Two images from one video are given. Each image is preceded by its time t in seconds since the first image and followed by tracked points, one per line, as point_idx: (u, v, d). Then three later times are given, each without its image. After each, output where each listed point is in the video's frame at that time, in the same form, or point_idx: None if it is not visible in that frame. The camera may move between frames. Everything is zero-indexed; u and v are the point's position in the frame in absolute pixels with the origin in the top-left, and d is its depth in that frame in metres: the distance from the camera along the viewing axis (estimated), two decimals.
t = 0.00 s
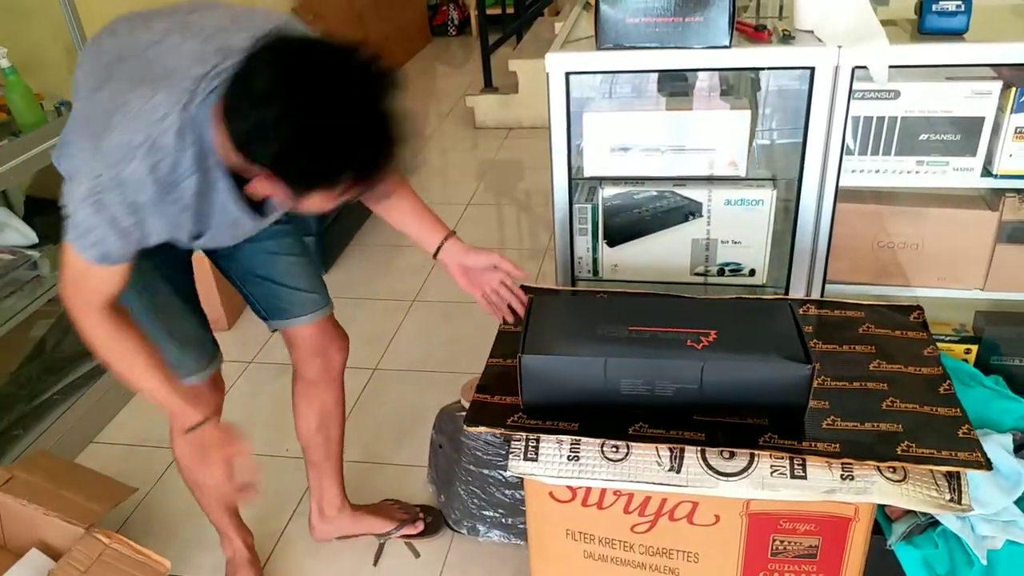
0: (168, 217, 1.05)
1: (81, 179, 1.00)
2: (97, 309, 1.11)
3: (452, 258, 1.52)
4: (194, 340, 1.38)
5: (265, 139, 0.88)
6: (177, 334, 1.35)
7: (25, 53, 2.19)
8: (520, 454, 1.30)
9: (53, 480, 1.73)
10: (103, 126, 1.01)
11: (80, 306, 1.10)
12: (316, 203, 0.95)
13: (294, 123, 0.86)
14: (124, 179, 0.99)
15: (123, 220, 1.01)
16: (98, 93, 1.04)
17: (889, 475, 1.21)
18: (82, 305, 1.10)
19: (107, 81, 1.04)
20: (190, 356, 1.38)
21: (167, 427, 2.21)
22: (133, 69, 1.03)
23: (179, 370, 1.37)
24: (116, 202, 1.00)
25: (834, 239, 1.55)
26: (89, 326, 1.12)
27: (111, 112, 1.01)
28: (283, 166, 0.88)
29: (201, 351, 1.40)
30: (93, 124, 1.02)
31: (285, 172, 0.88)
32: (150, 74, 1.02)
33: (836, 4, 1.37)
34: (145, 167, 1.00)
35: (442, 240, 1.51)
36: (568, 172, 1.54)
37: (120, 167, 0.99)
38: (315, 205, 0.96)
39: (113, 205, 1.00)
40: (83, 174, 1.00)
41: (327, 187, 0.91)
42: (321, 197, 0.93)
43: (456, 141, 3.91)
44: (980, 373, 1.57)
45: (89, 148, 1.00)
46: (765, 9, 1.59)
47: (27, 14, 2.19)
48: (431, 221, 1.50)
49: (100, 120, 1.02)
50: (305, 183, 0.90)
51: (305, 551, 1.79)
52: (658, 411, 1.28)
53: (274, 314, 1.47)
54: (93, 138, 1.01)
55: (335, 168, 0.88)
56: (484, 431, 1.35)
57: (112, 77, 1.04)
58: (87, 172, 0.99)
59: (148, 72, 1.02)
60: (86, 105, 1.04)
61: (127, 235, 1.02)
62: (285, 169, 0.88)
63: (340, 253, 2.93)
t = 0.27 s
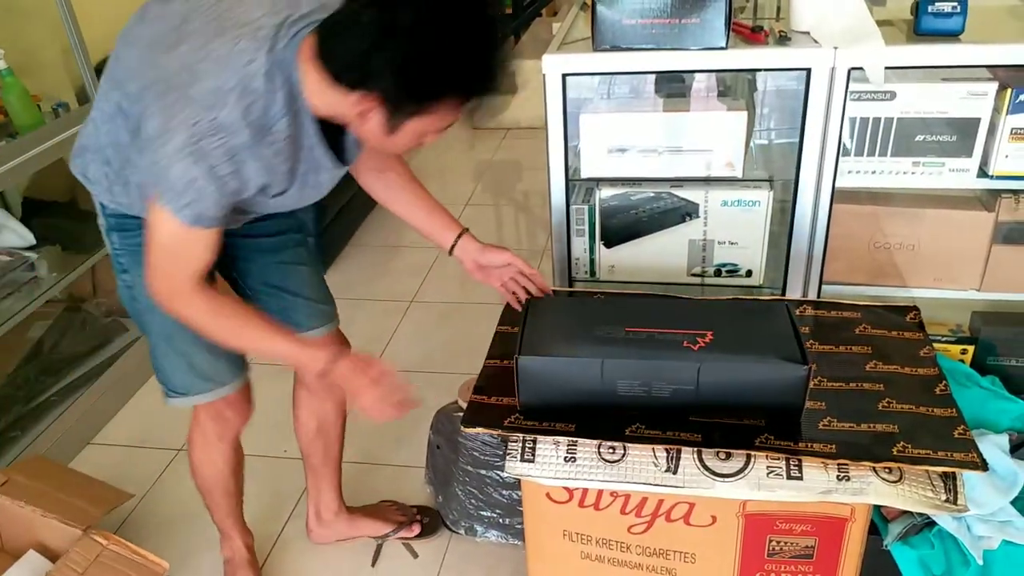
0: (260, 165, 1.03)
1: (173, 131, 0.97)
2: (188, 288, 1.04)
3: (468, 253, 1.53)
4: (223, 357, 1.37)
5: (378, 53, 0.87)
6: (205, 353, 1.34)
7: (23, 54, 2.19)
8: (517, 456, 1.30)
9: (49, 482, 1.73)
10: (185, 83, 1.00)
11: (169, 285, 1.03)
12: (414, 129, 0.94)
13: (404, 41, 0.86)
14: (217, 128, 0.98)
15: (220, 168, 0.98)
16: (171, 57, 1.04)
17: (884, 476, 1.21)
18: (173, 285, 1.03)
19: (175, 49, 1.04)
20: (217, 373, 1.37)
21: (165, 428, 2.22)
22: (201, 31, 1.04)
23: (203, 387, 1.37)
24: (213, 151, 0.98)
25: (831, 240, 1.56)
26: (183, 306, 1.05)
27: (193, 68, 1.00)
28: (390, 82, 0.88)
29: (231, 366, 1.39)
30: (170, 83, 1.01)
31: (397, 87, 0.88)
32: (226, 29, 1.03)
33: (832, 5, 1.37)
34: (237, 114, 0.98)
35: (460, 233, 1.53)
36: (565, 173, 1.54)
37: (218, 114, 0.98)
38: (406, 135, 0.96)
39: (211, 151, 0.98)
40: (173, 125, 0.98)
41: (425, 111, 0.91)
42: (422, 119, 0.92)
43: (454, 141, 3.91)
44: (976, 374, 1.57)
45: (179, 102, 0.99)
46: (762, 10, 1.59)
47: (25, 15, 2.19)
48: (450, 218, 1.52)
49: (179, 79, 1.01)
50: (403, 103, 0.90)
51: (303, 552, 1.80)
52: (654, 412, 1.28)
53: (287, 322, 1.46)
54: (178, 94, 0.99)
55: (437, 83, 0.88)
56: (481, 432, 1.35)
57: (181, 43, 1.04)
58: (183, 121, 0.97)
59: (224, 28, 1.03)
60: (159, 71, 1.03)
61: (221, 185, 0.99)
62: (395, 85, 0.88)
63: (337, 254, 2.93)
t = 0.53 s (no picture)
0: (341, 120, 0.99)
1: (254, 100, 0.95)
2: (293, 267, 1.05)
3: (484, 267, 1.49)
4: (289, 356, 1.30)
5: None
6: (272, 354, 1.28)
7: (18, 54, 2.18)
8: (515, 455, 1.30)
9: (46, 481, 1.73)
10: (249, 50, 0.97)
11: (274, 263, 1.04)
12: (480, 65, 0.95)
13: None
14: (295, 86, 0.94)
15: (309, 126, 0.96)
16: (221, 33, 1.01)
17: (881, 475, 1.21)
18: (277, 264, 1.04)
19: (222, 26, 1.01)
20: (288, 374, 1.29)
21: (161, 429, 2.21)
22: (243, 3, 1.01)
23: (275, 395, 1.28)
24: (296, 110, 0.95)
25: (827, 239, 1.56)
26: (290, 287, 1.07)
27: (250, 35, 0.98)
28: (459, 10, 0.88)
29: (300, 368, 1.31)
30: (234, 55, 0.98)
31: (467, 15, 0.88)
32: None
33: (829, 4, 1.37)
34: (313, 66, 0.95)
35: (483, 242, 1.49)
36: (562, 172, 1.54)
37: (294, 71, 0.95)
38: (468, 73, 0.97)
39: (296, 110, 0.95)
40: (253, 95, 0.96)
41: (493, 43, 0.92)
42: (489, 53, 0.94)
43: (451, 141, 3.91)
44: (973, 372, 1.57)
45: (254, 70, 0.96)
46: (759, 9, 1.59)
47: (20, 15, 2.18)
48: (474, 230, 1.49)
49: (241, 50, 0.98)
50: (473, 31, 0.90)
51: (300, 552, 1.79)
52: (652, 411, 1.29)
53: (324, 337, 1.47)
54: (245, 64, 0.97)
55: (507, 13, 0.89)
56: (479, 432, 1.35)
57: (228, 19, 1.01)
58: (261, 88, 0.95)
59: None
60: (218, 47, 1.00)
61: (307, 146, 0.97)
62: (470, 20, 0.89)
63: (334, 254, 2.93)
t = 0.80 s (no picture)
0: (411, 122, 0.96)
1: (328, 106, 0.91)
2: (354, 278, 1.00)
3: (482, 271, 1.49)
4: (355, 395, 1.24)
5: None
6: (340, 393, 1.22)
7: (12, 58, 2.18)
8: (509, 456, 1.29)
9: (41, 484, 1.73)
10: (310, 58, 0.92)
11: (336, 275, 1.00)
12: (539, 46, 0.96)
13: None
14: (369, 86, 0.90)
15: (388, 131, 0.92)
16: (271, 48, 0.96)
17: (876, 475, 1.21)
18: (340, 275, 1.00)
19: (269, 42, 0.96)
20: (357, 413, 1.23)
21: (158, 431, 2.21)
22: (287, 12, 0.96)
23: (344, 435, 1.21)
24: (373, 110, 0.91)
25: (822, 240, 1.56)
26: (348, 297, 1.03)
27: (306, 40, 0.93)
28: None
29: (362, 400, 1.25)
30: (293, 66, 0.94)
31: None
32: None
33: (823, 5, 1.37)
34: (382, 65, 0.91)
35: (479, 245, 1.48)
36: (556, 173, 1.54)
37: (365, 70, 0.91)
38: (527, 55, 0.97)
39: (375, 112, 0.91)
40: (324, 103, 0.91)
41: (553, 23, 0.93)
42: (550, 34, 0.94)
43: (448, 142, 3.91)
44: (967, 372, 1.57)
45: (323, 78, 0.91)
46: (754, 9, 1.59)
47: (15, 18, 2.18)
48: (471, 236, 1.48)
49: (300, 58, 0.93)
50: (534, 8, 0.90)
51: (296, 555, 1.79)
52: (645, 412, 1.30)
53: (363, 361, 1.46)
54: (309, 72, 0.92)
55: None
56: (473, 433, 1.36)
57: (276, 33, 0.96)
58: (333, 93, 0.90)
59: None
60: (272, 62, 0.96)
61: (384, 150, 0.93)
62: None
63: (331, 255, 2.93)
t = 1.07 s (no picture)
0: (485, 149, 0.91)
1: (407, 130, 0.85)
2: (393, 297, 0.96)
3: (471, 279, 1.51)
4: (397, 413, 1.27)
5: None
6: (385, 414, 1.25)
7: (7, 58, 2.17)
8: (505, 458, 1.29)
9: (36, 487, 1.72)
10: (383, 77, 0.86)
11: (376, 294, 0.95)
12: (611, 72, 0.91)
13: None
14: (450, 110, 0.85)
15: (463, 157, 0.88)
16: (336, 63, 0.89)
17: (871, 476, 1.21)
18: (379, 293, 0.95)
19: (333, 57, 0.89)
20: (400, 433, 1.27)
21: (153, 433, 2.20)
22: (351, 23, 0.89)
23: (393, 457, 1.25)
24: (453, 136, 0.86)
25: (817, 241, 1.56)
26: (377, 313, 0.97)
27: (380, 57, 0.86)
28: (600, 8, 0.83)
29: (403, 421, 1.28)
30: (363, 85, 0.87)
31: (608, 15, 0.83)
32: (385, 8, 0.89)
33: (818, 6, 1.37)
34: (461, 87, 0.86)
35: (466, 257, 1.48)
36: (552, 175, 1.53)
37: (445, 93, 0.85)
38: (597, 81, 0.92)
39: (455, 138, 0.86)
40: (401, 127, 0.85)
41: (629, 47, 0.88)
42: (625, 59, 0.89)
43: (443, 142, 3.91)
44: (962, 372, 1.58)
45: (401, 99, 0.85)
46: (749, 10, 1.59)
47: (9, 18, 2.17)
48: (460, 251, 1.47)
49: (371, 77, 0.87)
50: (613, 32, 0.85)
51: (292, 557, 1.79)
52: (639, 412, 1.30)
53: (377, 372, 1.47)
54: (383, 93, 0.86)
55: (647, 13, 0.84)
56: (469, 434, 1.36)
57: (337, 46, 0.89)
58: (412, 117, 0.85)
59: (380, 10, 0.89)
60: (338, 79, 0.89)
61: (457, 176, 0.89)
62: (606, 20, 0.84)
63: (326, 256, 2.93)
